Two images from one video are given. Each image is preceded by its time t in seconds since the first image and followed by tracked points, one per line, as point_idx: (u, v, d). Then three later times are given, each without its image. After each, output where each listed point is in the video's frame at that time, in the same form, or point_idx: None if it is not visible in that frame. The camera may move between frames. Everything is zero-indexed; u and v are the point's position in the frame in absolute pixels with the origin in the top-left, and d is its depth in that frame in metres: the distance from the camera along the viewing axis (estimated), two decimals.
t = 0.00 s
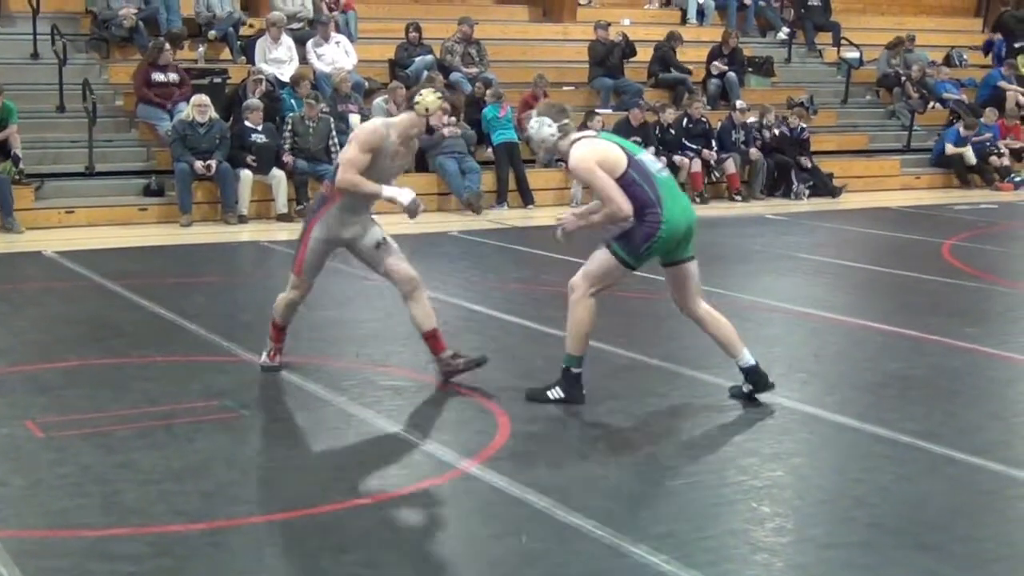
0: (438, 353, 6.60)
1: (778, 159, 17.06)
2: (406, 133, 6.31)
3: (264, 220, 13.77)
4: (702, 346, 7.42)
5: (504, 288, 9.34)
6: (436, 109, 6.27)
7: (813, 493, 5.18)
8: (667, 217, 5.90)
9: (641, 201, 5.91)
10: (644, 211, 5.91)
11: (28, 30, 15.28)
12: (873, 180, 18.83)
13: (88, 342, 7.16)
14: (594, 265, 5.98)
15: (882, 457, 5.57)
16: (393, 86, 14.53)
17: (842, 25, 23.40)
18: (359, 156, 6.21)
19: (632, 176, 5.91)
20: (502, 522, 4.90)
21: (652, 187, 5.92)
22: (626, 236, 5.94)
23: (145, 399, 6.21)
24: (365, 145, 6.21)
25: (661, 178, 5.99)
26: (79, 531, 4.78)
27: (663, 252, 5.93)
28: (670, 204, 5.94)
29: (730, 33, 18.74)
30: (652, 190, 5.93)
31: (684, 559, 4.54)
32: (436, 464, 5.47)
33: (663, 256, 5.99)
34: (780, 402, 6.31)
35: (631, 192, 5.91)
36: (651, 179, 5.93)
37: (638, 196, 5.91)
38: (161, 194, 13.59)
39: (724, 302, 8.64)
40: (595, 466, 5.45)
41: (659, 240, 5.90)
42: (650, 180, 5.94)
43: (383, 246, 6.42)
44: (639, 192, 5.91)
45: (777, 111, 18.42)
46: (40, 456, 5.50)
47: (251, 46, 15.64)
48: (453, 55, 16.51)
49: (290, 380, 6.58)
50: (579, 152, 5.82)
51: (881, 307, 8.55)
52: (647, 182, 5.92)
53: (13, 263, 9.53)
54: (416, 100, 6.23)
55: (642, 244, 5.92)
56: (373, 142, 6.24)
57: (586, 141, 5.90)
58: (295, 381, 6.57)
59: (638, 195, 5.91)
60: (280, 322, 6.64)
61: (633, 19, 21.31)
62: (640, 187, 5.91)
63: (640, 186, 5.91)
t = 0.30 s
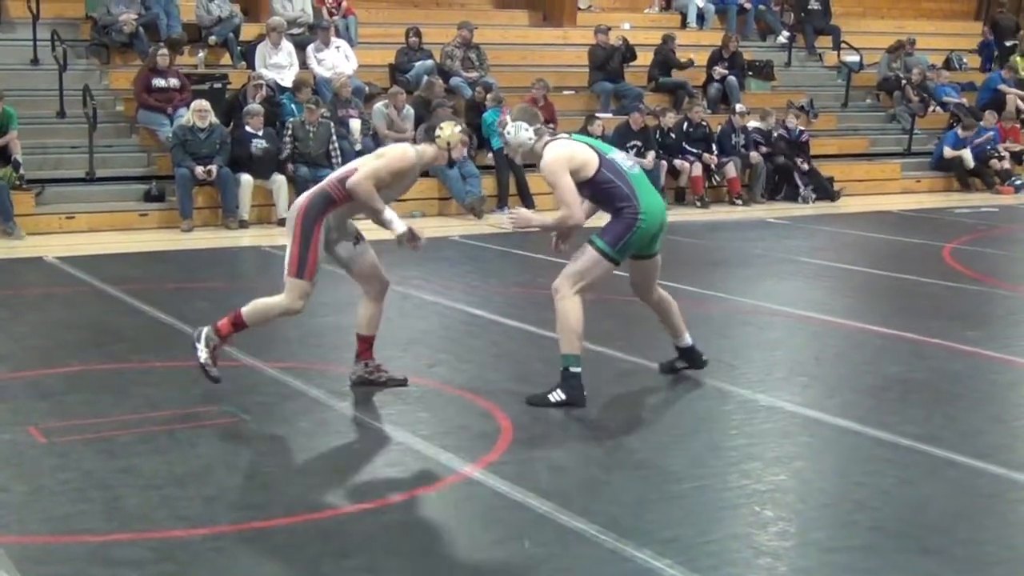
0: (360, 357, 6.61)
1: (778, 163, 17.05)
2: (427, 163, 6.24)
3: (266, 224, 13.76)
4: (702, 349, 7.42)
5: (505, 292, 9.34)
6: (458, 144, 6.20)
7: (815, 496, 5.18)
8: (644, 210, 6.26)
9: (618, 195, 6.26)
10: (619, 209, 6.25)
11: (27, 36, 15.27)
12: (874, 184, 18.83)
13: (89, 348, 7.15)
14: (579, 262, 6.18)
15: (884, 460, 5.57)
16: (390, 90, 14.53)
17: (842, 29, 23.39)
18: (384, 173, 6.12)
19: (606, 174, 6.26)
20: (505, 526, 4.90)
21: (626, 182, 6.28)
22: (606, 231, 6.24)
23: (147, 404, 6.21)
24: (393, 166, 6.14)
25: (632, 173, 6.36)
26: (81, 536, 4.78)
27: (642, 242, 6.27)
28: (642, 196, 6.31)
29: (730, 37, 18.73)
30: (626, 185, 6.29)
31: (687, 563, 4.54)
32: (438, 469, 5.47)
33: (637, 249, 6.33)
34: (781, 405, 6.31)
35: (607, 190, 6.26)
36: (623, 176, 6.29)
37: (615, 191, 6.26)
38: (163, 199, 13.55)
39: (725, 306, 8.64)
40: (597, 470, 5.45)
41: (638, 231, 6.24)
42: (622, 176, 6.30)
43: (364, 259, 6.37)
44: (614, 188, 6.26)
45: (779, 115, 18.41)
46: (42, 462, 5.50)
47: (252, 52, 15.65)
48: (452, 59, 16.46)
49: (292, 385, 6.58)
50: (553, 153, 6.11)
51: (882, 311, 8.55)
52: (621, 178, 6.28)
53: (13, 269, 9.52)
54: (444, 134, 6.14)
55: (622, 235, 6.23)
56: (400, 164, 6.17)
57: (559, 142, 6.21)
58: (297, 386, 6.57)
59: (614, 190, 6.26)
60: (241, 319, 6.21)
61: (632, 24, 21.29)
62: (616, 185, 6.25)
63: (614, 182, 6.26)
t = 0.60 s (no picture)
0: (382, 367, 6.64)
1: (800, 167, 17.09)
2: (425, 178, 6.16)
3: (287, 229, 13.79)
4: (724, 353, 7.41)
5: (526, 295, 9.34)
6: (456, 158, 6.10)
7: (839, 502, 5.17)
8: (623, 230, 6.51)
9: (599, 214, 6.50)
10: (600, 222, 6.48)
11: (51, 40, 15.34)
12: (896, 189, 18.79)
13: (113, 350, 7.18)
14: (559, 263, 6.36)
15: (908, 466, 5.56)
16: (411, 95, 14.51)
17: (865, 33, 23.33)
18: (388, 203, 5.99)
19: (591, 195, 6.51)
20: (528, 531, 4.90)
21: (608, 204, 6.54)
22: (588, 242, 6.44)
23: (170, 407, 6.23)
24: (397, 193, 6.01)
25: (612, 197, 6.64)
26: (105, 539, 4.79)
27: (623, 256, 6.49)
28: (620, 218, 6.58)
29: (751, 41, 18.70)
30: (607, 206, 6.55)
31: (711, 568, 4.54)
32: (461, 473, 5.48)
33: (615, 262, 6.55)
34: (804, 410, 6.30)
35: (591, 207, 6.49)
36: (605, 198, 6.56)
37: (596, 210, 6.50)
38: (185, 203, 13.60)
39: (747, 310, 8.63)
40: (620, 475, 5.44)
41: (619, 247, 6.48)
42: (604, 197, 6.56)
43: (373, 272, 6.37)
44: (597, 207, 6.50)
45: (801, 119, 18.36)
46: (66, 464, 5.52)
47: (273, 54, 15.69)
48: (474, 63, 16.48)
49: (313, 387, 6.60)
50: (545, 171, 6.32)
51: (904, 315, 8.53)
52: (603, 199, 6.55)
53: (37, 271, 9.56)
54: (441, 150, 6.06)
55: (604, 249, 6.45)
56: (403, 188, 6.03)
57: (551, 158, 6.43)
58: (318, 388, 6.59)
59: (597, 210, 6.50)
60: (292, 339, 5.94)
61: (653, 27, 21.28)
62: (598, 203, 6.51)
63: (597, 202, 6.52)
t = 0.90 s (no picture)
0: (416, 373, 6.66)
1: (854, 169, 16.99)
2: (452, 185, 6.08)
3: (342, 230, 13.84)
4: (777, 356, 7.40)
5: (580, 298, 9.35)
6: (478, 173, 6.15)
7: (893, 507, 5.16)
8: (612, 211, 6.72)
9: (589, 199, 6.64)
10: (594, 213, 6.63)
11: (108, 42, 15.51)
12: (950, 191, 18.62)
13: (170, 350, 7.25)
14: (572, 261, 6.51)
15: (962, 471, 5.53)
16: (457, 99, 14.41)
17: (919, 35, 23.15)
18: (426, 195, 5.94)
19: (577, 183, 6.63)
20: (579, 534, 4.91)
21: (592, 188, 6.68)
22: (587, 229, 6.60)
23: (225, 408, 6.29)
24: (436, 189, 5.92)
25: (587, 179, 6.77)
26: (161, 538, 4.85)
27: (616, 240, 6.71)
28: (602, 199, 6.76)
29: (805, 43, 18.58)
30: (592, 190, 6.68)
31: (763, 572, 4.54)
32: (515, 475, 5.50)
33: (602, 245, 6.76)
34: (858, 414, 6.29)
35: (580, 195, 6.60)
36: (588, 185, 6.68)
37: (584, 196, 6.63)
38: (239, 204, 13.70)
39: (801, 314, 8.61)
40: (672, 479, 5.45)
41: (612, 228, 6.69)
42: (585, 181, 6.69)
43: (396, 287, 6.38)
44: (585, 194, 6.63)
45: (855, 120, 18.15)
46: (124, 463, 5.59)
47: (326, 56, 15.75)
48: (526, 65, 16.41)
49: (368, 389, 6.65)
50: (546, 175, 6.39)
51: (959, 320, 8.47)
52: (585, 184, 6.68)
53: (94, 272, 9.66)
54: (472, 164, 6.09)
55: (602, 235, 6.64)
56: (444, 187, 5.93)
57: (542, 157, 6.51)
58: (373, 391, 6.64)
59: (586, 196, 6.63)
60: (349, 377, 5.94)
61: (706, 30, 21.20)
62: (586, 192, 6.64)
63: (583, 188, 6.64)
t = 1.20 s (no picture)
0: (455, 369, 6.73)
1: (902, 173, 16.87)
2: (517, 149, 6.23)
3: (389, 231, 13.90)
4: (828, 361, 7.38)
5: (630, 300, 9.34)
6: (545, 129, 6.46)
7: (945, 513, 5.14)
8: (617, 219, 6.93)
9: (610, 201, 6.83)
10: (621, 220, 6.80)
11: (160, 45, 15.66)
12: (999, 194, 18.45)
13: (220, 351, 7.31)
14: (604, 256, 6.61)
15: (1015, 477, 5.50)
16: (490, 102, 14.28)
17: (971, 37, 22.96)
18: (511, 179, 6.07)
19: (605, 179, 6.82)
20: (628, 537, 4.90)
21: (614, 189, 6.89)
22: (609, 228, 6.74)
23: (276, 409, 6.33)
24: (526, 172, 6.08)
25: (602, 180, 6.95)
26: (211, 537, 4.88)
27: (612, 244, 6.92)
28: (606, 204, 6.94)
29: (855, 45, 18.45)
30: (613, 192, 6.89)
31: None
32: (564, 478, 5.52)
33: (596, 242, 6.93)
34: (909, 419, 6.26)
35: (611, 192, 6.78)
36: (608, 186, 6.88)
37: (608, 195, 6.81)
38: (289, 206, 13.79)
39: (852, 318, 8.57)
40: (722, 483, 5.45)
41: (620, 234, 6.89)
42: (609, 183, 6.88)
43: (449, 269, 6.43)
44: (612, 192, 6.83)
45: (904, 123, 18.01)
46: (175, 463, 5.64)
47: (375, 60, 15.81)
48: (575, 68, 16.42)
49: (415, 392, 6.67)
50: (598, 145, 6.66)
51: (1012, 325, 8.40)
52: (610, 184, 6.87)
53: (145, 273, 9.76)
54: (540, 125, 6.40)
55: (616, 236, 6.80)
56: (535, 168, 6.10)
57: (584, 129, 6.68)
58: (420, 393, 6.66)
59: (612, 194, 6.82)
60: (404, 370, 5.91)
61: (755, 32, 21.13)
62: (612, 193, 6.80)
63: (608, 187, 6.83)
